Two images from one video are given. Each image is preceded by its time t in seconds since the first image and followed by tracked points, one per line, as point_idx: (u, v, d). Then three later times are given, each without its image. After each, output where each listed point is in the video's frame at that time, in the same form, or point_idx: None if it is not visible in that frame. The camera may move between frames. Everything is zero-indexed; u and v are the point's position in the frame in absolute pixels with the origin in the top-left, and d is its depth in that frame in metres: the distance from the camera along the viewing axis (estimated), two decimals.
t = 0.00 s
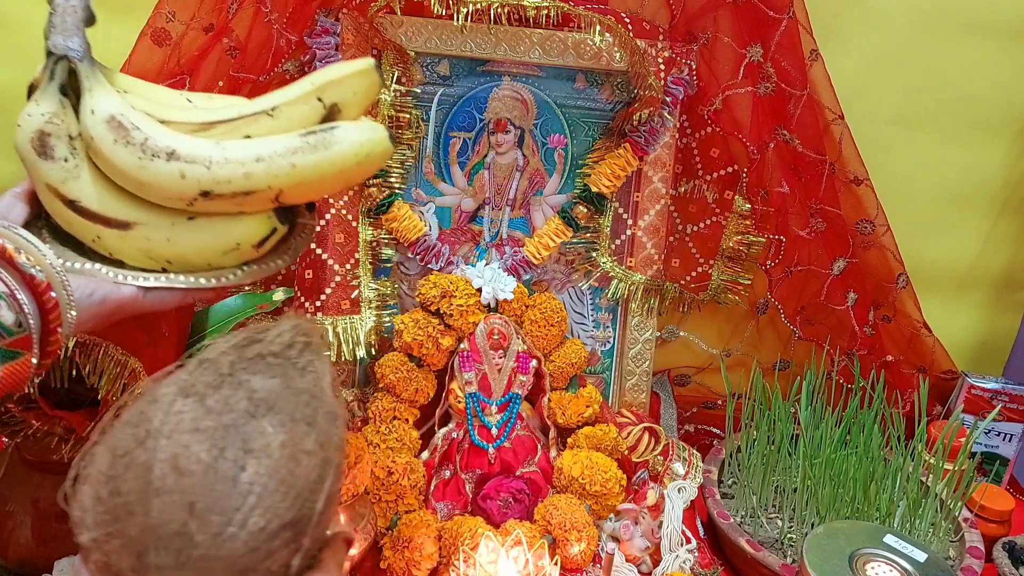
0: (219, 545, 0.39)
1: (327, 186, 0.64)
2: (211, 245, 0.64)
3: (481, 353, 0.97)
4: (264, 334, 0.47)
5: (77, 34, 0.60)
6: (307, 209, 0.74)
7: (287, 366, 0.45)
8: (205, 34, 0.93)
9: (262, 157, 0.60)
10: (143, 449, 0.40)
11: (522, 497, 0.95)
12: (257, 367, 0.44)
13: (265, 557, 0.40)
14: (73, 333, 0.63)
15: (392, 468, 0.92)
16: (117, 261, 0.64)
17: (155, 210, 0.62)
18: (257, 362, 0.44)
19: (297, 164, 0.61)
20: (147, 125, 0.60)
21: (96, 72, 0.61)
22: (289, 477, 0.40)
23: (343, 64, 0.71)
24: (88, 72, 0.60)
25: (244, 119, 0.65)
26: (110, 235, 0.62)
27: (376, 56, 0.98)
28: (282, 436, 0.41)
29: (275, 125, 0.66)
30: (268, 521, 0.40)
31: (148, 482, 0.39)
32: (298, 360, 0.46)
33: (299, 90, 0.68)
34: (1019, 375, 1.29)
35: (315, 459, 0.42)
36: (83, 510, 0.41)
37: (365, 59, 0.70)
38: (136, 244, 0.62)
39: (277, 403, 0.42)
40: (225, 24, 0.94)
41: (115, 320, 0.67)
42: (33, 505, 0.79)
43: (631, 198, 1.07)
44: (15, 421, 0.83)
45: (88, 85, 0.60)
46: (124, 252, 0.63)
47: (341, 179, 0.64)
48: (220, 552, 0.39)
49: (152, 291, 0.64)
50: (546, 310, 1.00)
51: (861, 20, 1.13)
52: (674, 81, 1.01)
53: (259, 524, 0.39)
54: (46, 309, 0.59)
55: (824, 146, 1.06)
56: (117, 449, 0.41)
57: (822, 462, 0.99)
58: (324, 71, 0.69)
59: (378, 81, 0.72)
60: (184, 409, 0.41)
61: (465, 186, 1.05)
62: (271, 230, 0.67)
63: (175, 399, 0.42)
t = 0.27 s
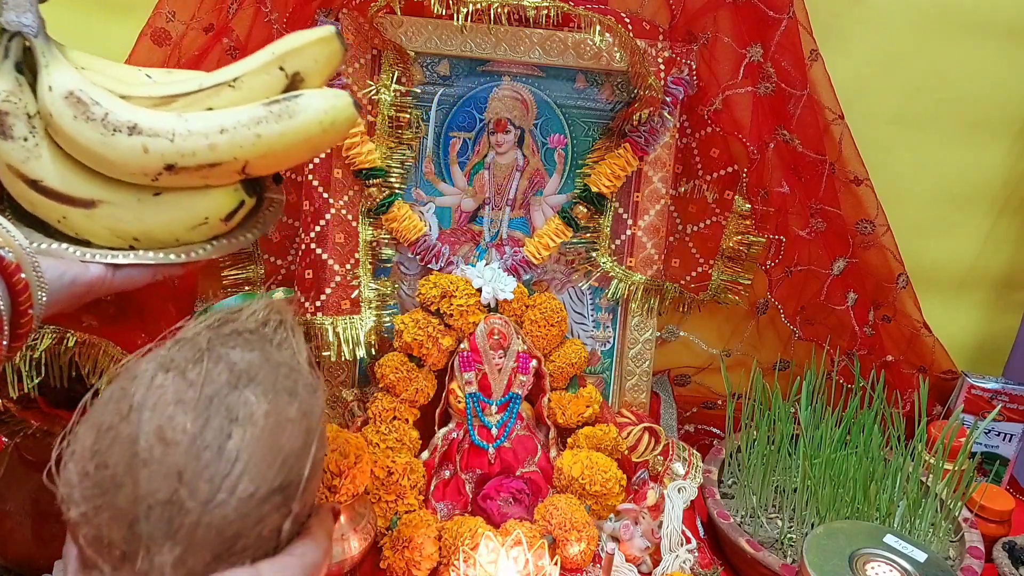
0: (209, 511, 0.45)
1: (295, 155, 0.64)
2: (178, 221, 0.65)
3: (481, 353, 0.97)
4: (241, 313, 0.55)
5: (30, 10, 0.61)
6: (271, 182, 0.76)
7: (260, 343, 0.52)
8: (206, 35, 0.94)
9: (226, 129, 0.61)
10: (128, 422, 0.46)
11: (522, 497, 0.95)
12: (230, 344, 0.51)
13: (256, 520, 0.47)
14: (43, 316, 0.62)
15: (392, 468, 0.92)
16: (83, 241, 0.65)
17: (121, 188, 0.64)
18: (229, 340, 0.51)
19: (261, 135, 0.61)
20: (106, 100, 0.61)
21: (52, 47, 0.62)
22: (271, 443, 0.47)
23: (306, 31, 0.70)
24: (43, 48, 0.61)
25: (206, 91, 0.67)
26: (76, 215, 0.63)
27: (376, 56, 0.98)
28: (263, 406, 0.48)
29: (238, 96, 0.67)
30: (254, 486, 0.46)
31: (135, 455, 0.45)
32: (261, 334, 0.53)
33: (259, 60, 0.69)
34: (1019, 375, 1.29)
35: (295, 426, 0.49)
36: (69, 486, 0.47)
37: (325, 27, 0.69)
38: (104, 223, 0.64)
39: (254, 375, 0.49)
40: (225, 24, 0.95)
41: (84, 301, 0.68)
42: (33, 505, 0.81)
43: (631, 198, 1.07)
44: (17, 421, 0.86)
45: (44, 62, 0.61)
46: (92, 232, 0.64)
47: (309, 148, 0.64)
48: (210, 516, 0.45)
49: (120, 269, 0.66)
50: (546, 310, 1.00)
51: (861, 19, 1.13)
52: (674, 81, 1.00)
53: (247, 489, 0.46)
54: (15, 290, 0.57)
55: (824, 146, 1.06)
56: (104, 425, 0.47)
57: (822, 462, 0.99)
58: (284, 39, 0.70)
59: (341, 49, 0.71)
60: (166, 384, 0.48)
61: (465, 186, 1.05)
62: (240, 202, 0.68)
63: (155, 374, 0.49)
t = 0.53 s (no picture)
0: (228, 437, 0.44)
1: (288, 121, 0.68)
2: (173, 193, 0.69)
3: (481, 353, 0.97)
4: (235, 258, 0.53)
5: None
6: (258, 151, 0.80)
7: (264, 280, 0.52)
8: (207, 35, 0.94)
9: (218, 98, 0.65)
10: (142, 353, 0.45)
11: (523, 497, 0.95)
12: (239, 280, 0.50)
13: (272, 446, 0.46)
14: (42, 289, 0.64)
15: (392, 468, 0.92)
16: (78, 217, 0.68)
17: (115, 163, 0.67)
18: (237, 276, 0.51)
19: (253, 103, 0.65)
20: (95, 73, 0.64)
21: (37, 21, 0.64)
22: (286, 371, 0.47)
23: None
24: (29, 22, 0.63)
25: (195, 62, 0.70)
26: (70, 189, 0.66)
27: (376, 56, 0.98)
28: (275, 338, 0.48)
29: (228, 65, 0.71)
30: (270, 413, 0.46)
31: (153, 383, 0.44)
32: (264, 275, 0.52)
33: (248, 27, 0.72)
34: (1019, 375, 1.29)
35: (306, 357, 0.49)
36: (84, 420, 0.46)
37: None
38: (99, 197, 0.67)
39: (264, 309, 0.49)
40: (226, 23, 0.95)
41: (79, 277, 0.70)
42: (33, 505, 0.83)
43: (632, 198, 1.07)
44: (18, 422, 0.86)
45: (31, 36, 0.63)
46: (86, 206, 0.68)
47: (301, 114, 0.68)
48: (228, 442, 0.44)
49: (118, 242, 0.69)
50: (546, 310, 1.00)
51: (862, 19, 1.13)
52: (674, 81, 1.00)
53: (263, 416, 0.46)
54: (15, 263, 0.59)
55: (824, 146, 1.06)
56: (116, 357, 0.46)
57: (822, 463, 0.99)
58: (272, 7, 0.72)
59: (329, 16, 0.74)
60: (178, 316, 0.47)
61: (466, 186, 1.05)
62: (233, 172, 0.73)
63: (166, 308, 0.48)
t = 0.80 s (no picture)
0: (195, 397, 0.51)
1: (278, 100, 0.68)
2: (161, 172, 0.68)
3: (481, 353, 0.97)
4: (190, 223, 0.61)
5: None
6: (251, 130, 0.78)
7: (221, 248, 0.59)
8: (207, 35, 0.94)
9: (207, 76, 0.64)
10: (108, 310, 0.52)
11: (523, 497, 0.95)
12: (201, 245, 0.58)
13: (237, 408, 0.54)
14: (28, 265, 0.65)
15: (392, 468, 0.93)
16: (64, 195, 0.67)
17: (101, 140, 0.66)
18: (199, 241, 0.59)
19: (244, 81, 0.65)
20: (82, 48, 0.63)
21: None
22: (248, 334, 0.55)
23: None
24: None
25: (184, 39, 0.70)
26: (56, 167, 0.66)
27: (376, 55, 0.98)
28: (239, 301, 0.55)
29: (218, 43, 0.71)
30: (235, 373, 0.53)
31: (119, 339, 0.51)
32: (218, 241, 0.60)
33: (240, 6, 0.72)
34: (1020, 375, 1.29)
35: (266, 321, 0.56)
36: (45, 376, 0.52)
37: None
38: (85, 175, 0.66)
39: (227, 274, 0.57)
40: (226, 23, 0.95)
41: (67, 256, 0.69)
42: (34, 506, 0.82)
43: (632, 198, 1.07)
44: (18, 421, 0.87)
45: (19, 11, 0.63)
46: (72, 184, 0.67)
47: (292, 93, 0.68)
48: (194, 402, 0.51)
49: (105, 220, 0.67)
50: (546, 310, 1.00)
51: (862, 19, 1.13)
52: (674, 81, 1.00)
53: (229, 376, 0.53)
54: None
55: (824, 146, 1.06)
56: (81, 314, 0.52)
57: (822, 463, 0.98)
58: None
59: None
60: (143, 276, 0.54)
61: (465, 186, 1.05)
62: (223, 152, 0.71)
63: (130, 269, 0.54)
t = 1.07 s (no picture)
0: (206, 403, 0.50)
1: (269, 90, 0.69)
2: (153, 166, 0.69)
3: (481, 353, 0.97)
4: (212, 219, 0.60)
5: None
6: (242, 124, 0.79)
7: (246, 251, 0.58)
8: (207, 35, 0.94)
9: (198, 65, 0.65)
10: (130, 301, 0.50)
11: (523, 497, 0.95)
12: (226, 244, 0.57)
13: (245, 420, 0.53)
14: (21, 262, 0.65)
15: (392, 468, 0.93)
16: (56, 192, 0.68)
17: (92, 135, 0.67)
18: (226, 241, 0.58)
19: (234, 70, 0.66)
20: (71, 42, 0.64)
21: None
22: (268, 346, 0.53)
23: None
24: None
25: (174, 32, 0.71)
26: (47, 162, 0.66)
27: (376, 55, 0.98)
28: (263, 308, 0.54)
29: (209, 34, 0.72)
30: (250, 385, 0.52)
31: (138, 332, 0.49)
32: (243, 243, 0.59)
33: None
34: (1019, 375, 1.29)
35: (288, 333, 0.55)
36: (54, 359, 0.51)
37: None
38: (76, 170, 0.67)
39: (253, 278, 0.55)
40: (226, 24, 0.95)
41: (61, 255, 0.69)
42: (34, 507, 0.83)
43: (632, 198, 1.07)
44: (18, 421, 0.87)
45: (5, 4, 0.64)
46: (64, 180, 0.67)
47: (283, 82, 0.69)
48: (206, 408, 0.50)
49: (98, 216, 0.68)
50: (546, 310, 1.00)
51: (862, 19, 1.13)
52: (674, 81, 1.00)
53: (244, 387, 0.52)
54: None
55: (824, 146, 1.06)
56: (100, 301, 0.51)
57: (822, 463, 0.99)
58: None
59: None
60: (171, 270, 0.52)
61: (466, 186, 1.05)
62: (216, 144, 0.72)
63: (158, 261, 0.53)
